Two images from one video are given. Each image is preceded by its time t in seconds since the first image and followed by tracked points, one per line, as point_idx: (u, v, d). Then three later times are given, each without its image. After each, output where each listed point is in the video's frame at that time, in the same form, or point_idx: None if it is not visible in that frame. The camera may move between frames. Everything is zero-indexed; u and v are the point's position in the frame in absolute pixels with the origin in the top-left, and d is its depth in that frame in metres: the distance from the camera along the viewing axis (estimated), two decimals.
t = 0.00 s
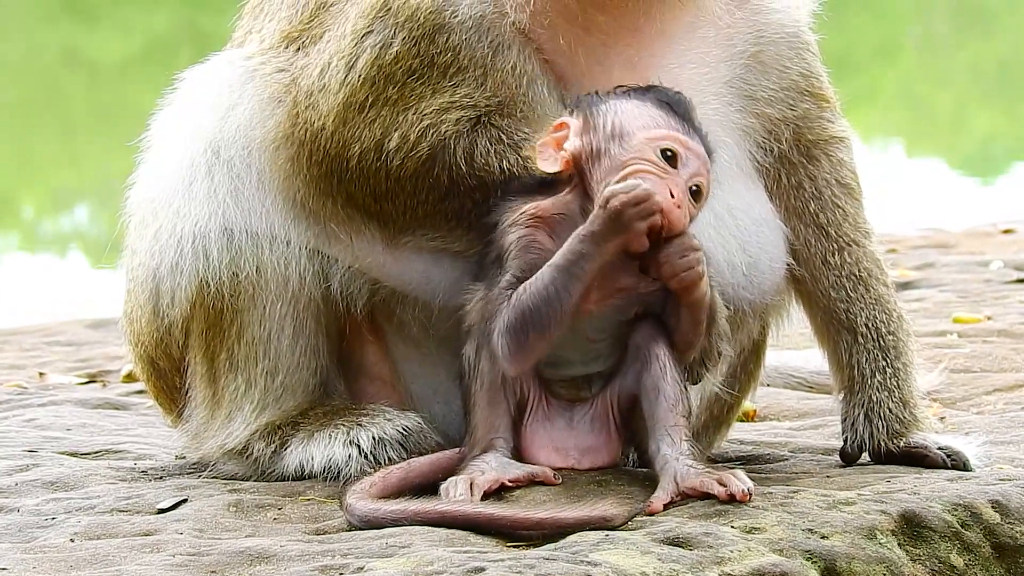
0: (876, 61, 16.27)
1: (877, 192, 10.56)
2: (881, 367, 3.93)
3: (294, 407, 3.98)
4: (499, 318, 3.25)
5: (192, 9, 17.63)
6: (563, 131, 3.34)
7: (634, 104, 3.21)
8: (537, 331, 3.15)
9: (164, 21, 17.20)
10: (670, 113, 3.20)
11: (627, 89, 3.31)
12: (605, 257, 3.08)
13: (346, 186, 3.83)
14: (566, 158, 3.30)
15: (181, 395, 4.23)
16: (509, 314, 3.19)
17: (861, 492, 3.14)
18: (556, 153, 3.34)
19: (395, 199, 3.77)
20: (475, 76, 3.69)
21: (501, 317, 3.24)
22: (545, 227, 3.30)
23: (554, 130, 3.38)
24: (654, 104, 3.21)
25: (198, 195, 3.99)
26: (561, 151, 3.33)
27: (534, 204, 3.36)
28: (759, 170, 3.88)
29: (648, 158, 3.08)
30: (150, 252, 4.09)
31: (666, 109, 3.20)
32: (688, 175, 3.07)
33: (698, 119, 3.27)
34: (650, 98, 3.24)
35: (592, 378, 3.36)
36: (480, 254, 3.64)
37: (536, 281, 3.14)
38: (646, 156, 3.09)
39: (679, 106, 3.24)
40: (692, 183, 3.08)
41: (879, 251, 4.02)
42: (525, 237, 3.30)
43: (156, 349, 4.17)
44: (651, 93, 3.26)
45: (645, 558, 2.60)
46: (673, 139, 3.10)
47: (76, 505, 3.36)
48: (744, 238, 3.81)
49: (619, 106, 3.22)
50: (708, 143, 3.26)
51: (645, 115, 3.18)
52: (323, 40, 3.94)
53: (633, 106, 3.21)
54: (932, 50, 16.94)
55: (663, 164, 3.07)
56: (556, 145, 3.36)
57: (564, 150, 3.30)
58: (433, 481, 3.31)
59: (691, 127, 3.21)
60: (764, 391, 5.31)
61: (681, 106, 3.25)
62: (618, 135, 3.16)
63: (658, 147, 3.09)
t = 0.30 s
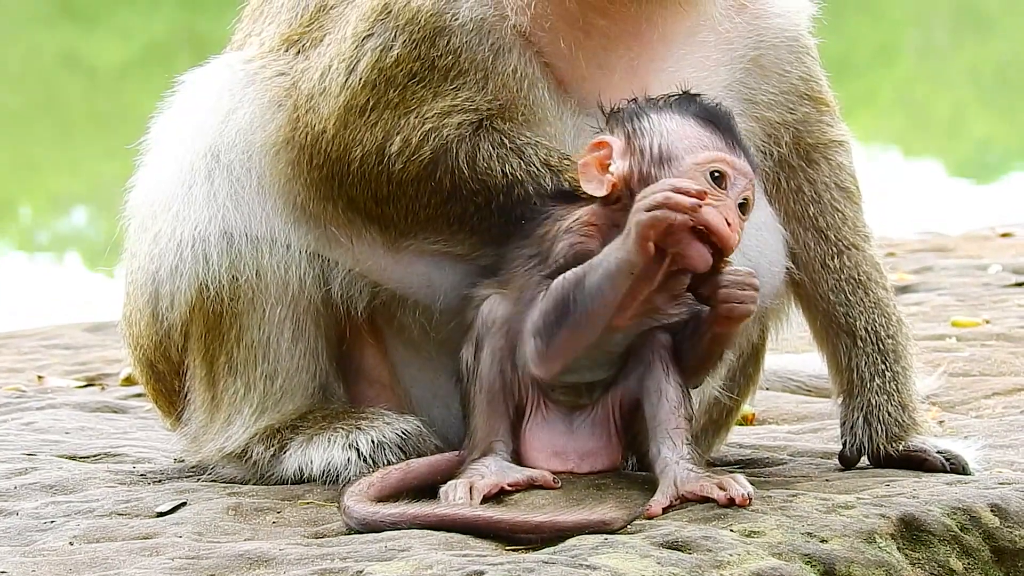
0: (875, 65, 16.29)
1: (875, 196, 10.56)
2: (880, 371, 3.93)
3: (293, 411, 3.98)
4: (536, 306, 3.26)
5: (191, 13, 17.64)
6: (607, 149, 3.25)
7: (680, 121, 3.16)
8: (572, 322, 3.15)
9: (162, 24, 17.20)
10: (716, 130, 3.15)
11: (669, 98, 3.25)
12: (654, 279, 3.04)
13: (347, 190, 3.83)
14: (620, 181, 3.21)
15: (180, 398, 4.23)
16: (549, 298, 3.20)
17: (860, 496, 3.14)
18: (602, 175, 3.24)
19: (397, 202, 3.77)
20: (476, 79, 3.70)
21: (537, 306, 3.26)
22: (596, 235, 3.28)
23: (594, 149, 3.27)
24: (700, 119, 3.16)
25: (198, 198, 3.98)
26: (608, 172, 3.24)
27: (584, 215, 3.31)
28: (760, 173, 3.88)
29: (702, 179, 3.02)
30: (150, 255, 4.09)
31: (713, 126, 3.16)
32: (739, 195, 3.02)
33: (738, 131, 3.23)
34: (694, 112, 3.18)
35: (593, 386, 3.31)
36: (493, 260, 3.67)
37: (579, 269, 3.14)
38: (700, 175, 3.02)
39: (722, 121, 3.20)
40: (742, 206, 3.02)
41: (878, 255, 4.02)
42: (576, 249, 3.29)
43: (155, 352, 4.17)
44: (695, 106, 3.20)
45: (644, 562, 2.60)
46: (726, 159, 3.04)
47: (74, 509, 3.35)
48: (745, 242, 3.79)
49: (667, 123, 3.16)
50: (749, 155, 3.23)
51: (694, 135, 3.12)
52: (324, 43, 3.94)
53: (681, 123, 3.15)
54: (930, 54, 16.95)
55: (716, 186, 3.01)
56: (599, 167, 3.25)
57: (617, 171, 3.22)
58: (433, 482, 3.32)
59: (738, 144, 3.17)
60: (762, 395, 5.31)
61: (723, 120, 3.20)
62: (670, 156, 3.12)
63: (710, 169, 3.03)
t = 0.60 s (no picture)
0: (874, 68, 16.29)
1: (875, 200, 10.56)
2: (879, 374, 3.93)
3: (293, 416, 3.98)
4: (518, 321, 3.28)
5: (191, 18, 17.64)
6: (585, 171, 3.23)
7: (643, 137, 3.08)
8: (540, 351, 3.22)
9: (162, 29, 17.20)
10: (682, 139, 3.03)
11: (641, 106, 3.15)
12: (624, 317, 3.10)
13: (350, 196, 3.83)
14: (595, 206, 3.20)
15: (180, 403, 4.22)
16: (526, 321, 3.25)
17: (860, 500, 3.14)
18: (580, 199, 3.23)
19: (402, 209, 3.78)
20: (479, 84, 3.70)
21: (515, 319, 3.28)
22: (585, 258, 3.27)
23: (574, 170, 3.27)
24: (663, 130, 3.05)
25: (199, 204, 3.99)
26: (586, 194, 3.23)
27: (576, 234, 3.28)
28: (759, 178, 3.90)
29: (659, 206, 3.02)
30: (150, 260, 4.08)
31: (680, 134, 3.04)
32: (700, 210, 3.00)
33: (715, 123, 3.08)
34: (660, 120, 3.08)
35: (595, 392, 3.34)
36: (496, 267, 3.67)
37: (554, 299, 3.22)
38: (655, 202, 3.02)
39: (693, 120, 3.06)
40: (710, 218, 3.01)
41: (878, 259, 4.02)
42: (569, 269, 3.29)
43: (155, 356, 4.17)
44: (663, 112, 3.09)
45: (644, 566, 2.60)
46: (683, 176, 3.00)
47: (74, 514, 3.35)
48: (744, 246, 3.80)
49: (632, 142, 3.10)
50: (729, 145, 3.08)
51: (657, 152, 3.05)
52: (325, 49, 3.94)
53: (644, 140, 3.08)
54: (929, 57, 16.96)
55: (672, 209, 3.01)
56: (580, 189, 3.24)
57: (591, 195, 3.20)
58: (432, 478, 3.34)
59: (711, 144, 3.03)
60: (762, 399, 5.31)
61: (694, 119, 3.07)
62: (631, 179, 3.07)
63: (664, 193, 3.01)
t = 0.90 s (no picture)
0: (873, 72, 16.30)
1: (875, 204, 10.56)
2: (878, 377, 3.94)
3: (292, 419, 3.98)
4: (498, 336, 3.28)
5: (191, 22, 17.65)
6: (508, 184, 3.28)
7: (534, 173, 3.09)
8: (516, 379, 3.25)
9: (162, 32, 17.21)
10: (558, 175, 3.03)
11: (535, 130, 3.14)
12: (568, 355, 3.15)
13: (346, 198, 3.84)
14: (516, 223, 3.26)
15: (180, 406, 4.22)
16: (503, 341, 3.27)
17: (860, 502, 3.14)
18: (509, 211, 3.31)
19: (397, 211, 3.79)
20: (474, 86, 3.68)
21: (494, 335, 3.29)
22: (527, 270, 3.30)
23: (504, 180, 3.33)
24: (545, 166, 3.06)
25: (196, 207, 3.99)
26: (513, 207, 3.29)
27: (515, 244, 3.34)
28: (757, 182, 3.89)
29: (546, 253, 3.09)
30: (149, 264, 4.09)
31: (558, 169, 3.03)
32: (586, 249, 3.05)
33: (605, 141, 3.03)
34: (546, 152, 3.07)
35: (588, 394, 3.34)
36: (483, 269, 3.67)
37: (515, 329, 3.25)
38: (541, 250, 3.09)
39: (573, 148, 3.03)
40: (594, 255, 3.05)
41: (878, 262, 4.03)
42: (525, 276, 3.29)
43: (155, 360, 4.17)
44: (550, 139, 3.07)
45: (644, 569, 2.60)
46: (553, 224, 3.03)
47: (74, 517, 3.35)
48: (744, 248, 3.82)
49: (526, 177, 3.13)
50: (620, 160, 3.04)
51: (538, 195, 3.07)
52: (322, 51, 3.94)
53: (531, 179, 3.10)
54: (929, 61, 16.96)
55: (560, 257, 3.07)
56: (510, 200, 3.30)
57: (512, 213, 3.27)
58: (431, 486, 3.34)
59: (583, 175, 3.02)
60: (763, 402, 5.31)
61: (580, 142, 3.03)
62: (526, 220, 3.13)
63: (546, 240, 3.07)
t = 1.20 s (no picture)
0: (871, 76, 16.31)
1: (873, 208, 10.56)
2: (876, 380, 3.93)
3: (290, 422, 3.98)
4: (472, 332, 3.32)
5: (190, 25, 17.65)
6: (532, 189, 3.26)
7: (574, 205, 3.07)
8: (482, 396, 3.20)
9: (160, 36, 17.21)
10: (602, 216, 3.02)
11: (575, 158, 3.09)
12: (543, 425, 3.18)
13: (345, 202, 3.84)
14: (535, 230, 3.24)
15: (178, 410, 4.22)
16: (477, 340, 3.28)
17: (857, 506, 3.14)
18: (528, 214, 3.28)
19: (395, 214, 3.78)
20: (473, 90, 3.69)
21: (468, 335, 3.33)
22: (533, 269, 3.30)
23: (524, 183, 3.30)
24: (588, 201, 3.04)
25: (195, 212, 3.99)
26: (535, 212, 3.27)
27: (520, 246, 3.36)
28: (755, 186, 3.91)
29: (574, 285, 3.10)
30: (147, 267, 4.09)
31: (603, 210, 3.01)
32: (620, 294, 3.06)
33: (649, 187, 3.02)
34: (591, 186, 3.04)
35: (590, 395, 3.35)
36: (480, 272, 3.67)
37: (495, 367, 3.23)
38: (570, 281, 3.10)
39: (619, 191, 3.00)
40: (622, 298, 3.07)
41: (875, 266, 4.03)
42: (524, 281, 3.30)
43: (153, 364, 4.17)
44: (596, 173, 3.03)
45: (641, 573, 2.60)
46: (592, 265, 3.03)
47: (72, 521, 3.35)
48: (741, 254, 3.86)
49: (563, 204, 3.10)
50: (659, 205, 3.04)
51: (576, 233, 3.05)
52: (321, 54, 3.94)
53: (571, 209, 3.07)
54: (926, 65, 16.97)
55: (588, 294, 3.09)
56: (529, 205, 3.28)
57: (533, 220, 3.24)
58: (427, 493, 3.33)
59: (625, 219, 3.01)
60: (760, 406, 5.31)
61: (625, 184, 3.01)
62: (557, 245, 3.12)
63: (579, 278, 3.07)
